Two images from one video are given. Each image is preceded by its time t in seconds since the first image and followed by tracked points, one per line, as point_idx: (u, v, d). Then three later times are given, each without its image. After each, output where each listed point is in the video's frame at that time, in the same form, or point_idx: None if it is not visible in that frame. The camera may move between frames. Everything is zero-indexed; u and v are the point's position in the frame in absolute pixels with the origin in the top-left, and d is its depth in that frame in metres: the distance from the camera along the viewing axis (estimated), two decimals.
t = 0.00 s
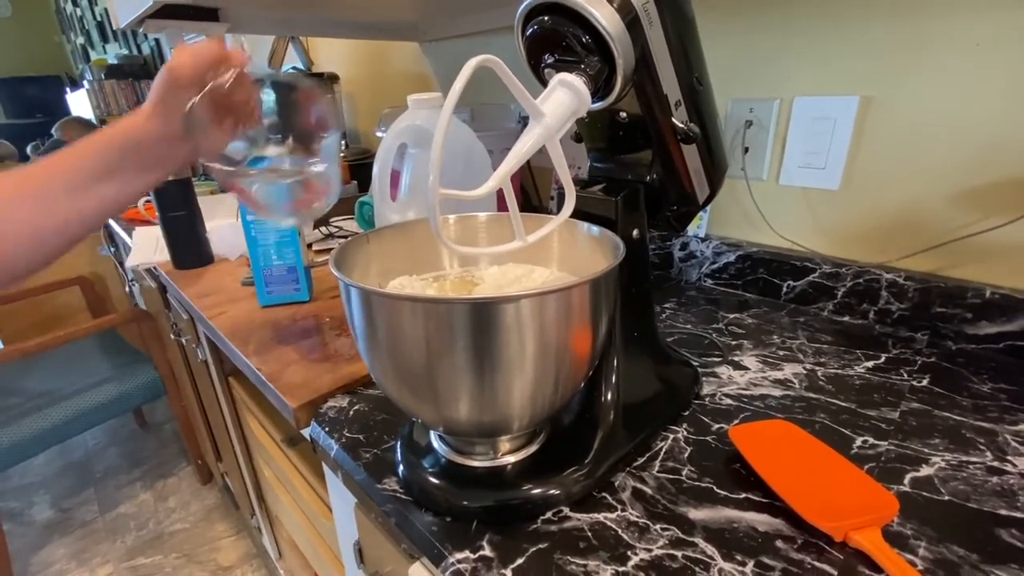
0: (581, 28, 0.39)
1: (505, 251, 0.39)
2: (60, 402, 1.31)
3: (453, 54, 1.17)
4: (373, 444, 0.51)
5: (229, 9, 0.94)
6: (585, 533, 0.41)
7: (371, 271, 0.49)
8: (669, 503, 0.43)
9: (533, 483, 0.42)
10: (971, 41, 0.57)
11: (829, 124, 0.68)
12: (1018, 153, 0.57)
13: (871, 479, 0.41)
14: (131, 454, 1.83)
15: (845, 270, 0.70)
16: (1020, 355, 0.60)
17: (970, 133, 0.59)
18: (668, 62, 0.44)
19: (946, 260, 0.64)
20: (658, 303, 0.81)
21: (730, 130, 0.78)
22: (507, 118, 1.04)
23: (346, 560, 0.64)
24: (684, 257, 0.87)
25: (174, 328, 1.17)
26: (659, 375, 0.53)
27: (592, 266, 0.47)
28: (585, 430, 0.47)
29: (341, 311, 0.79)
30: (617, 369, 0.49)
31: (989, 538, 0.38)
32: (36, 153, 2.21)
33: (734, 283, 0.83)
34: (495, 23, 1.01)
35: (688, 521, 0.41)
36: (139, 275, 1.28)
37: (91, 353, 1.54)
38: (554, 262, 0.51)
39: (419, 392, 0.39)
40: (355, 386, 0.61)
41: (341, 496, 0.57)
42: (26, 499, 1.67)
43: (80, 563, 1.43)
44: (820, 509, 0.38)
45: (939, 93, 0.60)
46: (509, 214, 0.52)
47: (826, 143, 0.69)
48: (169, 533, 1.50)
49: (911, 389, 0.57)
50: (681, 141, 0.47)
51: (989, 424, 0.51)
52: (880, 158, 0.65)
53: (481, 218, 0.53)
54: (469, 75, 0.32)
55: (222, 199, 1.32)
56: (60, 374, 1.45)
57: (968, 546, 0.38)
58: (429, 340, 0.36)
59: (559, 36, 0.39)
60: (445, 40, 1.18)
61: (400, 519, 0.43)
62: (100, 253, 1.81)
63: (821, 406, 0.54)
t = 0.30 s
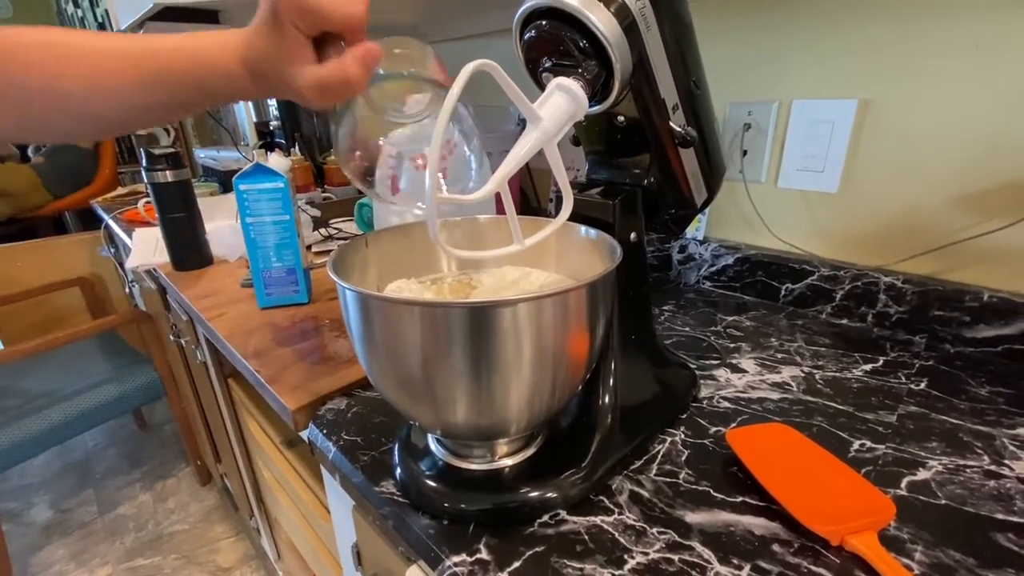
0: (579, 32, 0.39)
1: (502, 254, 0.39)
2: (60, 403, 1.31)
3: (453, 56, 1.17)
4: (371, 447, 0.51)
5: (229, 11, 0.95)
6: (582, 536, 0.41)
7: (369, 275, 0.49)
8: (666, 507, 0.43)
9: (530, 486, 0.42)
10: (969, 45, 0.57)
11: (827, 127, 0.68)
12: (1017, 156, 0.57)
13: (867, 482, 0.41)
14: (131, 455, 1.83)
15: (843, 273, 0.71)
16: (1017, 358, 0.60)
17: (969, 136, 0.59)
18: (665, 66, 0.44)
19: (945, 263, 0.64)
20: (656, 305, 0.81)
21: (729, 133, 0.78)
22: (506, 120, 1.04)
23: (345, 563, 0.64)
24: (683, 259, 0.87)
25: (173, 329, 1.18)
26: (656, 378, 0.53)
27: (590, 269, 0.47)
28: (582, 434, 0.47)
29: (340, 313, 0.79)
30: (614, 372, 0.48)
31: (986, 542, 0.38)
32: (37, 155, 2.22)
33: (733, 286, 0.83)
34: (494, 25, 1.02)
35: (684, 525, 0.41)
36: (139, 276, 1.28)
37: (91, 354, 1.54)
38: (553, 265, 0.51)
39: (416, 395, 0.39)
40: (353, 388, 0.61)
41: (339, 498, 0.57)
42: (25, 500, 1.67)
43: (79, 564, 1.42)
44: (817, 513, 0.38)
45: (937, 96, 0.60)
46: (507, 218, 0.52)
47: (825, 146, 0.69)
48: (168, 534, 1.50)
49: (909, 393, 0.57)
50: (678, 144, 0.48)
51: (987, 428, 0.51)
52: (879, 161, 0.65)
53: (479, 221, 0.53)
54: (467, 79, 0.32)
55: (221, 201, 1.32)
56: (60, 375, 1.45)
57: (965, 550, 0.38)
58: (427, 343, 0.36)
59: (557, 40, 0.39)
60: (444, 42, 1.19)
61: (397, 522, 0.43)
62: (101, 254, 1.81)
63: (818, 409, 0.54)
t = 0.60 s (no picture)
0: (581, 34, 0.39)
1: (504, 256, 0.38)
2: (61, 405, 1.31)
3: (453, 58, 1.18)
4: (372, 449, 0.51)
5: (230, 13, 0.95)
6: (584, 540, 0.40)
7: (370, 277, 0.49)
8: (668, 510, 0.42)
9: (532, 489, 0.42)
10: (970, 47, 0.57)
11: (829, 129, 0.68)
12: (1019, 158, 0.57)
13: (871, 486, 0.41)
14: (131, 456, 1.83)
15: (845, 275, 0.70)
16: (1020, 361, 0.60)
17: (971, 138, 0.59)
18: (667, 67, 0.44)
19: (947, 265, 0.64)
20: (657, 308, 0.81)
21: (730, 135, 0.78)
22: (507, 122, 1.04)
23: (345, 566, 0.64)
24: (684, 261, 0.87)
25: (173, 331, 1.17)
26: (658, 381, 0.52)
27: (592, 272, 0.47)
28: (584, 437, 0.46)
29: (340, 315, 0.79)
30: (616, 375, 0.48)
31: (991, 546, 0.38)
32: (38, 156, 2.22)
33: (735, 288, 0.82)
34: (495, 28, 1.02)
35: (687, 529, 0.41)
36: (140, 277, 1.28)
37: (91, 355, 1.54)
38: (554, 268, 0.51)
39: (417, 397, 0.39)
40: (353, 391, 0.61)
41: (340, 501, 0.57)
42: (25, 502, 1.66)
43: (78, 567, 1.42)
44: (820, 517, 0.38)
45: (939, 98, 0.60)
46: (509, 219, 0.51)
47: (826, 149, 0.69)
48: (168, 537, 1.50)
49: (911, 396, 0.56)
50: (680, 146, 0.47)
51: (990, 431, 0.51)
52: (881, 163, 0.65)
53: (480, 223, 0.52)
54: (470, 81, 0.32)
55: (221, 203, 1.32)
56: (60, 376, 1.44)
57: (970, 555, 0.37)
58: (429, 345, 0.36)
59: (560, 42, 0.39)
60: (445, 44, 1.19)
61: (398, 526, 0.43)
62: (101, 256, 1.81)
63: (821, 412, 0.54)
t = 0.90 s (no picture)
0: (584, 33, 0.39)
1: (507, 257, 0.38)
2: (60, 407, 1.31)
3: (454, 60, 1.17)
4: (373, 452, 0.51)
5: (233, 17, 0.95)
6: (587, 544, 0.40)
7: (371, 278, 0.49)
8: (672, 514, 0.42)
9: (534, 493, 0.41)
10: (972, 48, 0.57)
11: (831, 130, 0.68)
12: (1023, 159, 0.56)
13: (877, 489, 0.41)
14: (130, 459, 1.82)
15: (848, 277, 0.70)
16: None
17: (974, 139, 0.58)
18: (671, 67, 0.43)
19: (950, 267, 0.64)
20: (659, 309, 0.81)
21: (732, 136, 0.78)
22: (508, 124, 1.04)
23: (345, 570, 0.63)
24: (686, 263, 0.87)
25: (173, 333, 1.17)
26: (661, 383, 0.52)
27: (595, 273, 0.46)
28: (586, 439, 0.46)
29: (340, 317, 0.78)
30: (619, 377, 0.48)
31: (999, 551, 0.38)
32: (39, 158, 2.22)
33: (737, 290, 0.82)
34: (496, 30, 1.02)
35: (692, 532, 0.40)
36: (139, 279, 1.27)
37: (90, 357, 1.54)
38: (557, 269, 0.50)
39: (419, 400, 0.38)
40: (354, 393, 0.60)
41: (340, 504, 0.56)
42: (23, 505, 1.65)
43: (76, 570, 1.41)
44: (827, 521, 0.38)
45: (942, 99, 0.59)
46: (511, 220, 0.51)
47: (829, 150, 0.69)
48: (166, 540, 1.49)
49: (916, 398, 0.56)
50: (684, 147, 0.47)
51: (996, 434, 0.50)
52: (883, 164, 0.65)
53: (482, 224, 0.52)
54: (472, 80, 0.32)
55: (221, 205, 1.32)
56: (58, 378, 1.44)
57: (977, 559, 0.37)
58: (431, 347, 0.35)
59: (562, 42, 0.39)
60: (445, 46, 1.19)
61: (399, 529, 0.43)
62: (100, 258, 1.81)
63: (825, 414, 0.54)
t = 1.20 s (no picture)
0: (585, 37, 0.39)
1: (509, 260, 0.38)
2: (60, 409, 1.31)
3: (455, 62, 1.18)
4: (374, 454, 0.51)
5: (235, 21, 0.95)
6: (589, 546, 0.40)
7: (372, 280, 0.49)
8: (674, 516, 0.42)
9: (536, 495, 0.41)
10: (971, 52, 0.57)
11: (831, 133, 0.68)
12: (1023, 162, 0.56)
13: (879, 492, 0.41)
14: (129, 461, 1.82)
15: (848, 279, 0.70)
16: None
17: (973, 142, 0.59)
18: (672, 71, 0.43)
19: (950, 270, 0.64)
20: (660, 312, 0.81)
21: (732, 139, 0.78)
22: (508, 126, 1.04)
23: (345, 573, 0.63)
24: (686, 265, 0.87)
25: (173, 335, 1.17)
26: (663, 386, 0.52)
27: (596, 276, 0.46)
28: (588, 442, 0.46)
29: (341, 319, 0.78)
30: (620, 380, 0.48)
31: (1000, 552, 0.38)
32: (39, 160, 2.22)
33: (737, 292, 0.82)
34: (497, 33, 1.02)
35: (694, 535, 0.40)
36: (140, 281, 1.27)
37: (90, 359, 1.54)
38: (558, 272, 0.51)
39: (421, 402, 0.38)
40: (355, 395, 0.60)
41: (341, 506, 0.56)
42: (21, 508, 1.65)
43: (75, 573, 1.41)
44: (829, 523, 0.38)
45: (942, 102, 0.60)
46: (512, 223, 0.51)
47: (829, 153, 0.69)
48: (166, 542, 1.49)
49: (916, 400, 0.56)
50: (685, 150, 0.47)
51: (997, 436, 0.50)
52: (883, 167, 0.65)
53: (483, 226, 0.52)
54: (475, 83, 0.32)
55: (222, 207, 1.32)
56: (58, 381, 1.44)
57: (979, 561, 0.37)
58: (433, 350, 0.35)
59: (564, 45, 0.39)
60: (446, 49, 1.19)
61: (401, 532, 0.43)
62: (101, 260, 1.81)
63: (826, 417, 0.54)
